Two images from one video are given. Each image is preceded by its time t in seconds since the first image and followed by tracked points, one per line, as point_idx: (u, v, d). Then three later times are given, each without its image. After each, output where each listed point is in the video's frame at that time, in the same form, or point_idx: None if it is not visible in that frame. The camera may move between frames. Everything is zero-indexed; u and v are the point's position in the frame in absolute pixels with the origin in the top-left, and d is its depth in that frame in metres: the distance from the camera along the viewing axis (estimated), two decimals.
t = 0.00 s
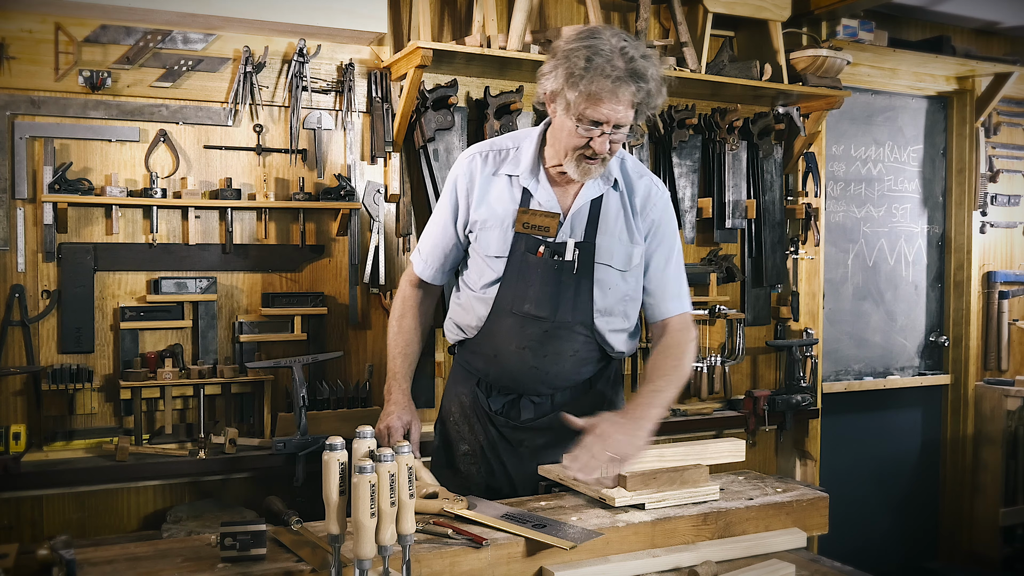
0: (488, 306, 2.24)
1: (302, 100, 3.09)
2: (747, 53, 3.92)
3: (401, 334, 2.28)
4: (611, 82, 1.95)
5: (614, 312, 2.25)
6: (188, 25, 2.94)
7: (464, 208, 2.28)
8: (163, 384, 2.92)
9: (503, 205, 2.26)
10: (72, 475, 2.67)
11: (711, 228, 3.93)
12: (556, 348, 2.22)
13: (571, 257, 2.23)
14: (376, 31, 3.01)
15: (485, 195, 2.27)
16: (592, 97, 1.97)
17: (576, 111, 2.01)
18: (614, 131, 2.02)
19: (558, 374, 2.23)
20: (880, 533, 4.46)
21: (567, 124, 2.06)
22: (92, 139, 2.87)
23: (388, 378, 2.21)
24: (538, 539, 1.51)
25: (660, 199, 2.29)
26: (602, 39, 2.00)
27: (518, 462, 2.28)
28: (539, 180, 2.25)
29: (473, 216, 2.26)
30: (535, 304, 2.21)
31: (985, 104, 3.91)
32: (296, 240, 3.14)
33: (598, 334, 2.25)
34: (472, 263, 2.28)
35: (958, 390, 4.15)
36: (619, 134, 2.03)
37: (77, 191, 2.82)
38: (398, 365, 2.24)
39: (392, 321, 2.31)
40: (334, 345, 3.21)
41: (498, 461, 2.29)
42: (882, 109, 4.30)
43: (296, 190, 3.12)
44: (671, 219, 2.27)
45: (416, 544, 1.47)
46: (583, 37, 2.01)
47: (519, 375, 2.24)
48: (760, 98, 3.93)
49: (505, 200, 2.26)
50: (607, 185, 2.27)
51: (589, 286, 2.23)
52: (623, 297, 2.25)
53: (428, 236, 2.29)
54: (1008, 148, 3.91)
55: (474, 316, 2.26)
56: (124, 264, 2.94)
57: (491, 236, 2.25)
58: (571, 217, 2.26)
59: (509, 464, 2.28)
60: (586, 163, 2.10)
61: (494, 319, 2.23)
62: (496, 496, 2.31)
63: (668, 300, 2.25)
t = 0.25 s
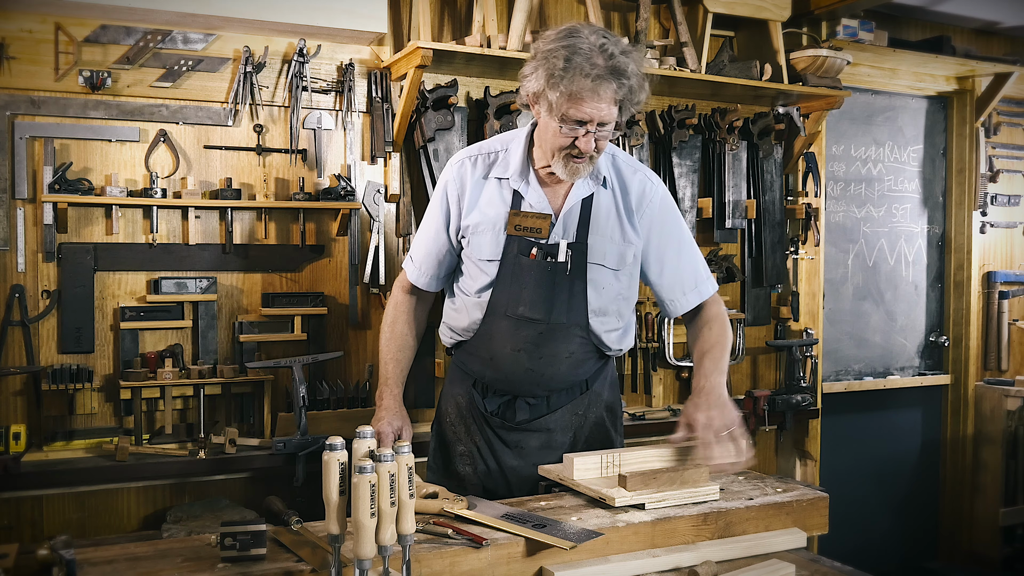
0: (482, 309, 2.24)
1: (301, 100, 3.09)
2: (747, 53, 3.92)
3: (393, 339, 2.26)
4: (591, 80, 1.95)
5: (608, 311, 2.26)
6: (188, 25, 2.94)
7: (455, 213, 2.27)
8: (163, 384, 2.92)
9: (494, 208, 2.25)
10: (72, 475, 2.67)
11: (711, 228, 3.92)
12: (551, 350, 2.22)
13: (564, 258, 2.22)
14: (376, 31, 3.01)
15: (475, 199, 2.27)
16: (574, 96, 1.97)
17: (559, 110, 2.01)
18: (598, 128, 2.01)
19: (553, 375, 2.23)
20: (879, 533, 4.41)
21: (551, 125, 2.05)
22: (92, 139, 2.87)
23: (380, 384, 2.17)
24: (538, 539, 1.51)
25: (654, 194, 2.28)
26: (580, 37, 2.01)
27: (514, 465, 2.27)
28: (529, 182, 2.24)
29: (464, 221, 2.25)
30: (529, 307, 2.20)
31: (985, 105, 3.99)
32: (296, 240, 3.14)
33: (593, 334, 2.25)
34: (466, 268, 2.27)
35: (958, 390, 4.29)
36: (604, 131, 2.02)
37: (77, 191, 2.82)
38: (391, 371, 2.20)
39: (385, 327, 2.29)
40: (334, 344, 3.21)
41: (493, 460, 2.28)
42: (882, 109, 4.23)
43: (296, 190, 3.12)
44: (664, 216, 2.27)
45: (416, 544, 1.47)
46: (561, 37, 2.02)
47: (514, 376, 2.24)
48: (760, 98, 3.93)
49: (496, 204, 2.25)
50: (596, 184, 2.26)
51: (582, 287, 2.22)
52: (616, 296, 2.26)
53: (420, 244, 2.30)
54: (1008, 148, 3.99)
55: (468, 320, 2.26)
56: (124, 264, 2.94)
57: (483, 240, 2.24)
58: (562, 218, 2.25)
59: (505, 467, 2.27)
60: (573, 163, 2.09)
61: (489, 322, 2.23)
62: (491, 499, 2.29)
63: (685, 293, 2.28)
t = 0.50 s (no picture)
0: (490, 309, 2.24)
1: (301, 100, 3.09)
2: (747, 53, 3.92)
3: (398, 341, 2.26)
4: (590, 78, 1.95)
5: (614, 309, 2.28)
6: (188, 25, 2.94)
7: (460, 215, 2.27)
8: (163, 383, 2.92)
9: (500, 209, 2.25)
10: (72, 475, 2.67)
11: (711, 228, 3.92)
12: (559, 349, 2.23)
13: (571, 258, 2.23)
14: (376, 31, 3.00)
15: (480, 201, 2.27)
16: (573, 94, 1.96)
17: (559, 108, 2.01)
18: (599, 126, 2.01)
19: (562, 374, 2.24)
20: (880, 533, 4.40)
21: (552, 123, 2.05)
22: (91, 139, 2.87)
23: (386, 387, 2.18)
24: (538, 539, 1.51)
25: (657, 194, 2.32)
26: (580, 36, 2.01)
27: (523, 465, 2.27)
28: (534, 181, 2.23)
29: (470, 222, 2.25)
30: (537, 306, 2.21)
31: (985, 105, 4.11)
32: (296, 240, 3.14)
33: (600, 332, 2.27)
34: (472, 268, 2.27)
35: (958, 390, 4.33)
36: (604, 129, 2.02)
37: (77, 191, 2.82)
38: (397, 373, 2.21)
39: (390, 329, 2.29)
40: (334, 344, 3.21)
41: (502, 460, 2.28)
42: (882, 109, 4.22)
43: (296, 190, 3.12)
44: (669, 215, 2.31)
45: (416, 544, 1.48)
46: (561, 35, 2.02)
47: (522, 376, 2.25)
48: (760, 98, 3.93)
49: (501, 204, 2.25)
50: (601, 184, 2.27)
51: (590, 285, 2.24)
52: (622, 294, 2.29)
53: (425, 246, 2.27)
54: (1008, 148, 4.12)
55: (475, 320, 2.26)
56: (124, 264, 2.94)
57: (490, 240, 2.24)
58: (567, 217, 2.26)
59: (514, 466, 2.27)
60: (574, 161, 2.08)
61: (497, 322, 2.24)
62: (500, 499, 2.29)
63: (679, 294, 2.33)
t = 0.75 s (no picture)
0: (496, 309, 2.24)
1: (301, 100, 3.09)
2: (747, 53, 3.92)
3: (411, 335, 2.28)
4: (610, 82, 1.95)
5: (619, 314, 2.27)
6: (188, 26, 2.94)
7: (471, 211, 2.27)
8: (163, 384, 2.92)
9: (510, 208, 2.24)
10: (72, 475, 2.67)
11: (711, 228, 3.92)
12: (563, 351, 2.22)
13: (578, 261, 2.22)
14: (376, 31, 3.00)
15: (492, 199, 2.27)
16: (592, 97, 1.97)
17: (577, 111, 2.01)
18: (615, 131, 2.01)
19: (565, 375, 2.24)
20: (879, 533, 4.40)
21: (569, 125, 2.06)
22: (91, 139, 2.87)
23: (399, 379, 2.19)
24: (538, 539, 1.51)
25: (667, 204, 2.33)
26: (602, 40, 2.01)
27: (526, 465, 2.26)
28: (546, 183, 2.24)
29: (480, 220, 2.26)
30: (542, 307, 2.20)
31: (985, 105, 4.16)
32: (296, 240, 3.14)
33: (604, 335, 2.26)
34: (480, 266, 2.28)
35: (958, 390, 4.33)
36: (621, 134, 2.02)
37: (77, 191, 2.82)
38: (409, 367, 2.22)
39: (403, 323, 2.32)
40: (334, 345, 3.21)
41: (505, 460, 2.27)
42: (882, 109, 4.22)
43: (296, 190, 3.12)
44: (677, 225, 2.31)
45: (416, 544, 1.47)
46: (584, 38, 2.02)
47: (526, 377, 2.23)
48: (760, 98, 3.93)
49: (512, 203, 2.25)
50: (614, 189, 2.27)
51: (596, 289, 2.24)
52: (628, 300, 2.27)
53: (436, 240, 2.31)
54: (1008, 148, 4.20)
55: (482, 319, 2.27)
56: (124, 264, 2.94)
57: (499, 240, 2.24)
58: (578, 220, 2.26)
59: (518, 466, 2.25)
60: (589, 164, 2.09)
61: (503, 322, 2.22)
62: (503, 499, 2.27)
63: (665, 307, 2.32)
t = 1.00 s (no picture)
0: (503, 309, 2.25)
1: (301, 100, 3.09)
2: (747, 53, 3.92)
3: (420, 328, 2.33)
4: (631, 92, 1.94)
5: (626, 321, 2.25)
6: (188, 26, 2.94)
7: (483, 210, 2.30)
8: (163, 384, 2.92)
9: (521, 209, 2.25)
10: (72, 475, 2.67)
11: (711, 228, 3.92)
12: (568, 355, 2.21)
13: (586, 267, 2.20)
14: (376, 31, 3.00)
15: (504, 198, 2.28)
16: (612, 106, 1.96)
17: (595, 118, 2.01)
18: (632, 140, 2.01)
19: (570, 379, 2.23)
20: (879, 533, 4.40)
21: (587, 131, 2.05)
22: (92, 139, 2.87)
23: (407, 371, 2.25)
24: (538, 539, 1.51)
25: (681, 211, 2.28)
26: (625, 49, 2.00)
27: (530, 466, 2.26)
28: (558, 186, 2.23)
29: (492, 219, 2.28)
30: (548, 311, 2.20)
31: (985, 105, 4.12)
32: (296, 240, 3.13)
33: (610, 341, 2.24)
34: (490, 266, 2.30)
35: (958, 390, 4.33)
36: (637, 143, 2.02)
37: (77, 191, 2.82)
38: (418, 359, 2.27)
39: (413, 315, 2.36)
40: (334, 345, 3.21)
41: (509, 460, 2.27)
42: (882, 109, 4.22)
43: (296, 190, 3.12)
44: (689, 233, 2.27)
45: (416, 544, 1.47)
46: (607, 46, 2.02)
47: (531, 380, 2.23)
48: (761, 98, 3.93)
49: (523, 204, 2.26)
50: (626, 195, 2.24)
51: (603, 295, 2.22)
52: (636, 307, 2.25)
53: (449, 236, 2.35)
54: (1008, 148, 4.14)
55: (489, 318, 2.28)
56: (124, 264, 2.94)
57: (508, 240, 2.25)
58: (588, 225, 2.23)
59: (521, 466, 2.26)
60: (602, 171, 2.08)
61: (509, 324, 2.23)
62: (506, 498, 2.28)
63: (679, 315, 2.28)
